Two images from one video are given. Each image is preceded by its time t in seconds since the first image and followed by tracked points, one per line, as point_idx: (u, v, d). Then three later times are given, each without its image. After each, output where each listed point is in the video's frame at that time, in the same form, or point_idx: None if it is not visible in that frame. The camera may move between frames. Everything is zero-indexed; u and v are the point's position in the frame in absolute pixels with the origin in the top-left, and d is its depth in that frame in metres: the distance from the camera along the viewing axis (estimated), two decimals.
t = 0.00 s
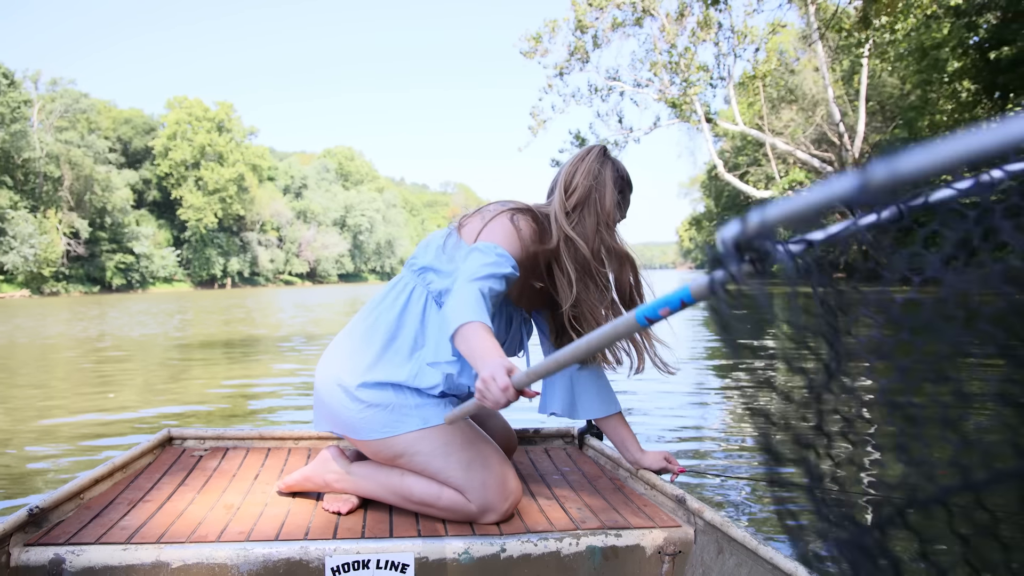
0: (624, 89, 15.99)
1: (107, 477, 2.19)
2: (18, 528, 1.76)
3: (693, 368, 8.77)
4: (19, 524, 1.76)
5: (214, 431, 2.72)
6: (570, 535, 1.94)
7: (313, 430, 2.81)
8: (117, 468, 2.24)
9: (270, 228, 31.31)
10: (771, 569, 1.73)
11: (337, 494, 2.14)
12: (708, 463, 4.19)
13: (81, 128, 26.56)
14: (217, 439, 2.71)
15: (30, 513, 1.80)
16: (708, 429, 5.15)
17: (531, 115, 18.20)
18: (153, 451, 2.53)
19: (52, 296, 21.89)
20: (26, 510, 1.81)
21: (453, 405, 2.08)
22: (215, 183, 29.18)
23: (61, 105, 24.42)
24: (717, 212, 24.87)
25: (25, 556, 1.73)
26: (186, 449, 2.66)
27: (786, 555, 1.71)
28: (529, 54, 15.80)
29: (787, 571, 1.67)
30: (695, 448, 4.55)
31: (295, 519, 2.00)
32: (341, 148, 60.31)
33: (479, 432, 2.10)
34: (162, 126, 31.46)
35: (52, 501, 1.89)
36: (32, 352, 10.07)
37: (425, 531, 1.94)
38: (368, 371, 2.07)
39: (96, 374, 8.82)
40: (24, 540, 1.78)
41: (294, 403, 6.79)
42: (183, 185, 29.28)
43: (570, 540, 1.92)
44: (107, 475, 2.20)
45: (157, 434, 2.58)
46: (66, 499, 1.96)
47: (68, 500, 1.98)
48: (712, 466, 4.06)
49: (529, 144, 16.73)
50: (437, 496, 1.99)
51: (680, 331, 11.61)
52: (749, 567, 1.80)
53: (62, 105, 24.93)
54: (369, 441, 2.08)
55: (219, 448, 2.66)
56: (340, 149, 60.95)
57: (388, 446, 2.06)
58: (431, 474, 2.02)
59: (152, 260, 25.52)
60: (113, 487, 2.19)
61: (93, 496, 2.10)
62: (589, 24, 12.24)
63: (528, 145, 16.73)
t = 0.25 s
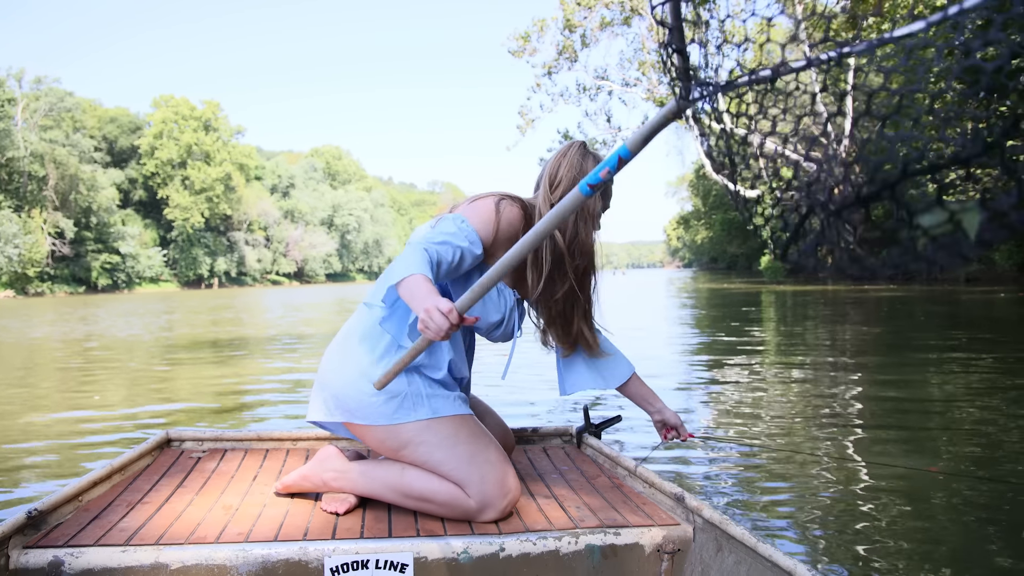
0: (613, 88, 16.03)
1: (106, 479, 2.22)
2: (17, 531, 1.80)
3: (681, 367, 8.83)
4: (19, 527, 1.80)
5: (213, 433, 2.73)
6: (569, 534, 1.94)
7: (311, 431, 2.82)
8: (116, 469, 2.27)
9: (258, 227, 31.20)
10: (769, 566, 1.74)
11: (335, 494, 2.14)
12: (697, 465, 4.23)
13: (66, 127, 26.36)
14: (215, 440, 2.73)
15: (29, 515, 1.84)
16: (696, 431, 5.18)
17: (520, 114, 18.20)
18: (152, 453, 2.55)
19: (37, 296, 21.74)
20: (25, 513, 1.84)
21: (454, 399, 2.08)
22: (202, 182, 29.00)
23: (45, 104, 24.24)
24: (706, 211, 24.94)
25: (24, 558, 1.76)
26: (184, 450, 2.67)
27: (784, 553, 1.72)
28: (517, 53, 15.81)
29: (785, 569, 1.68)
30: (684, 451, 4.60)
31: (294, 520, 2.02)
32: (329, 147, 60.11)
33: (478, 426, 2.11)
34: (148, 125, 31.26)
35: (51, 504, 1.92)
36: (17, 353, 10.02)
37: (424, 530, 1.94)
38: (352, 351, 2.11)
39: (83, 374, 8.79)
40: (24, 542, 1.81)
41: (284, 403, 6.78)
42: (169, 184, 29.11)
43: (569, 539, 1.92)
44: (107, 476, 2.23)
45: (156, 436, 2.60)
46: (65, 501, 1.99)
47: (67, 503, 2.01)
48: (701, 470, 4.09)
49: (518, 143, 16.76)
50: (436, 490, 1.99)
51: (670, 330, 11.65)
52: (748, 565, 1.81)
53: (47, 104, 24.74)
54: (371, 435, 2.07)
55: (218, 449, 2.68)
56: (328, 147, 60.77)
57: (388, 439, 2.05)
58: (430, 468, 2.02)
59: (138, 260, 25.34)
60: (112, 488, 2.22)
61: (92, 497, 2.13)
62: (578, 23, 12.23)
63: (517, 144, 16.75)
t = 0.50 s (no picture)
0: (602, 88, 16.05)
1: (104, 477, 2.25)
2: (15, 528, 1.84)
3: (671, 366, 8.87)
4: (16, 523, 1.84)
5: (211, 430, 2.75)
6: (568, 531, 1.94)
7: (309, 429, 2.85)
8: (114, 467, 2.30)
9: (246, 226, 31.07)
10: (768, 563, 1.74)
11: (333, 491, 2.14)
12: (688, 462, 4.27)
13: (52, 125, 26.14)
14: (213, 437, 2.75)
15: (27, 512, 1.87)
16: (686, 429, 5.20)
17: (509, 114, 18.17)
18: (150, 450, 2.57)
19: (23, 296, 21.56)
20: (23, 510, 1.88)
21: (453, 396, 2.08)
22: (190, 182, 28.82)
23: (31, 102, 24.05)
24: (695, 211, 25.03)
25: (24, 555, 1.79)
26: (183, 447, 2.70)
27: (782, 550, 1.72)
28: (507, 52, 15.82)
29: (784, 567, 1.68)
30: (674, 447, 4.63)
31: (292, 517, 2.03)
32: (317, 146, 59.91)
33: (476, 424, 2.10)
34: (135, 123, 31.06)
35: (49, 501, 1.95)
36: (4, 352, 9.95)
37: (422, 527, 1.94)
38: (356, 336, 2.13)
39: (71, 374, 8.74)
40: (22, 540, 1.85)
41: (273, 403, 6.76)
42: (157, 183, 28.92)
43: (567, 536, 1.92)
44: (105, 474, 2.26)
45: (154, 434, 2.62)
46: (63, 498, 2.02)
47: (65, 500, 2.04)
48: (693, 468, 4.10)
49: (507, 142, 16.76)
50: (431, 485, 1.99)
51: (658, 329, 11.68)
52: (747, 563, 1.81)
53: (33, 102, 24.55)
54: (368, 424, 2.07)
55: (215, 447, 2.71)
56: (317, 147, 60.56)
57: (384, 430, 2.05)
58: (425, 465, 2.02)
59: (125, 260, 25.18)
60: (110, 485, 2.25)
61: (90, 495, 2.16)
62: (567, 23, 12.22)
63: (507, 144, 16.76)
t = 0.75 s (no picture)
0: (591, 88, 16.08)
1: (100, 472, 2.25)
2: (10, 523, 1.83)
3: (661, 365, 8.90)
4: (12, 518, 1.83)
5: (207, 426, 2.76)
6: (564, 531, 1.93)
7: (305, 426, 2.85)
8: (110, 462, 2.30)
9: (234, 227, 30.95)
10: (763, 564, 1.74)
11: (328, 488, 2.14)
12: (678, 462, 4.29)
13: (38, 125, 25.95)
14: (209, 433, 2.76)
15: (22, 507, 1.87)
16: (676, 429, 5.22)
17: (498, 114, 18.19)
18: (146, 446, 2.57)
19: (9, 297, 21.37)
20: (18, 505, 1.87)
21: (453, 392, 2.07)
22: (178, 182, 28.65)
23: (17, 102, 23.87)
24: (683, 211, 25.12)
25: (19, 550, 1.78)
26: (179, 443, 2.70)
27: (778, 551, 1.72)
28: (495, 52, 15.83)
29: (780, 568, 1.67)
30: (664, 447, 4.65)
31: (287, 514, 2.02)
32: (306, 147, 59.75)
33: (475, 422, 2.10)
34: (122, 123, 30.86)
35: (44, 496, 1.95)
36: None
37: (418, 525, 1.93)
38: (354, 327, 2.10)
39: (58, 375, 8.68)
40: (17, 534, 1.84)
41: (262, 403, 6.74)
42: (144, 184, 28.75)
43: (564, 536, 1.91)
44: (101, 469, 2.26)
45: (150, 429, 2.63)
46: (58, 494, 2.02)
47: (60, 495, 2.04)
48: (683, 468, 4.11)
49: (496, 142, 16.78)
50: (429, 481, 1.98)
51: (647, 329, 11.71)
52: (742, 564, 1.81)
53: (18, 102, 24.36)
54: (364, 419, 2.06)
55: (211, 443, 2.71)
56: (306, 147, 60.40)
57: (380, 426, 2.04)
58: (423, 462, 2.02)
59: (113, 260, 25.01)
60: (106, 480, 2.26)
61: (86, 490, 2.16)
62: (556, 22, 12.23)
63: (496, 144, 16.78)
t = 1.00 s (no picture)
0: (579, 88, 16.10)
1: (100, 473, 2.27)
2: (11, 525, 1.84)
3: (652, 363, 8.93)
4: (13, 521, 1.84)
5: (208, 427, 2.78)
6: (564, 530, 1.93)
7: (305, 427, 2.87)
8: (111, 463, 2.32)
9: (222, 229, 30.82)
10: (765, 563, 1.74)
11: (330, 488, 2.13)
12: (668, 457, 4.32)
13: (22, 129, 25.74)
14: (210, 434, 2.78)
15: (24, 509, 1.88)
16: (666, 426, 5.26)
17: (487, 114, 18.20)
18: (147, 447, 2.59)
19: None
20: (19, 506, 1.89)
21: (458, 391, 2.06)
22: (164, 184, 28.46)
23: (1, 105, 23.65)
24: (672, 211, 25.22)
25: (21, 551, 1.79)
26: (180, 444, 2.72)
27: (779, 549, 1.72)
28: (483, 52, 15.83)
29: (781, 566, 1.67)
30: (654, 444, 4.67)
31: (288, 515, 2.02)
32: (294, 149, 59.59)
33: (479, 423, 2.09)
34: (108, 126, 30.66)
35: (45, 498, 1.96)
36: None
37: (419, 525, 1.93)
38: (361, 324, 2.08)
39: (46, 379, 8.62)
40: (18, 536, 1.85)
41: (252, 405, 6.70)
42: (131, 187, 28.57)
43: (565, 535, 1.91)
44: (101, 471, 2.28)
45: (151, 430, 2.64)
46: (59, 496, 2.04)
47: (62, 497, 2.05)
48: (676, 464, 4.14)
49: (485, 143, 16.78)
50: (429, 481, 1.97)
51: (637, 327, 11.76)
52: (744, 562, 1.81)
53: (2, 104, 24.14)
54: (368, 416, 2.05)
55: (211, 444, 2.73)
56: (293, 150, 60.23)
57: (384, 423, 2.03)
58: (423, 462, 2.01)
59: (100, 264, 24.83)
60: (106, 482, 2.27)
61: (87, 491, 2.17)
62: (544, 22, 12.24)
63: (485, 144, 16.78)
